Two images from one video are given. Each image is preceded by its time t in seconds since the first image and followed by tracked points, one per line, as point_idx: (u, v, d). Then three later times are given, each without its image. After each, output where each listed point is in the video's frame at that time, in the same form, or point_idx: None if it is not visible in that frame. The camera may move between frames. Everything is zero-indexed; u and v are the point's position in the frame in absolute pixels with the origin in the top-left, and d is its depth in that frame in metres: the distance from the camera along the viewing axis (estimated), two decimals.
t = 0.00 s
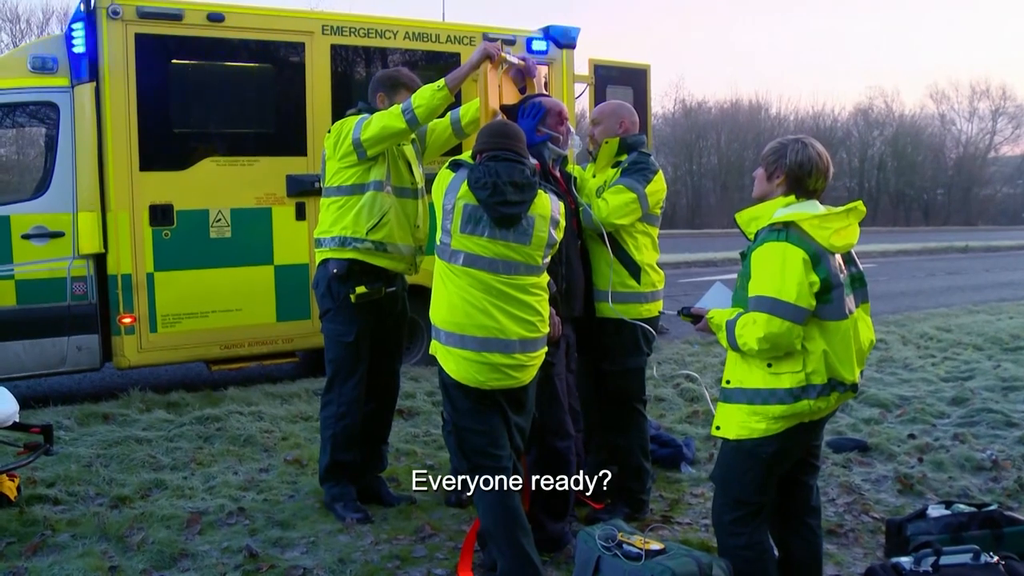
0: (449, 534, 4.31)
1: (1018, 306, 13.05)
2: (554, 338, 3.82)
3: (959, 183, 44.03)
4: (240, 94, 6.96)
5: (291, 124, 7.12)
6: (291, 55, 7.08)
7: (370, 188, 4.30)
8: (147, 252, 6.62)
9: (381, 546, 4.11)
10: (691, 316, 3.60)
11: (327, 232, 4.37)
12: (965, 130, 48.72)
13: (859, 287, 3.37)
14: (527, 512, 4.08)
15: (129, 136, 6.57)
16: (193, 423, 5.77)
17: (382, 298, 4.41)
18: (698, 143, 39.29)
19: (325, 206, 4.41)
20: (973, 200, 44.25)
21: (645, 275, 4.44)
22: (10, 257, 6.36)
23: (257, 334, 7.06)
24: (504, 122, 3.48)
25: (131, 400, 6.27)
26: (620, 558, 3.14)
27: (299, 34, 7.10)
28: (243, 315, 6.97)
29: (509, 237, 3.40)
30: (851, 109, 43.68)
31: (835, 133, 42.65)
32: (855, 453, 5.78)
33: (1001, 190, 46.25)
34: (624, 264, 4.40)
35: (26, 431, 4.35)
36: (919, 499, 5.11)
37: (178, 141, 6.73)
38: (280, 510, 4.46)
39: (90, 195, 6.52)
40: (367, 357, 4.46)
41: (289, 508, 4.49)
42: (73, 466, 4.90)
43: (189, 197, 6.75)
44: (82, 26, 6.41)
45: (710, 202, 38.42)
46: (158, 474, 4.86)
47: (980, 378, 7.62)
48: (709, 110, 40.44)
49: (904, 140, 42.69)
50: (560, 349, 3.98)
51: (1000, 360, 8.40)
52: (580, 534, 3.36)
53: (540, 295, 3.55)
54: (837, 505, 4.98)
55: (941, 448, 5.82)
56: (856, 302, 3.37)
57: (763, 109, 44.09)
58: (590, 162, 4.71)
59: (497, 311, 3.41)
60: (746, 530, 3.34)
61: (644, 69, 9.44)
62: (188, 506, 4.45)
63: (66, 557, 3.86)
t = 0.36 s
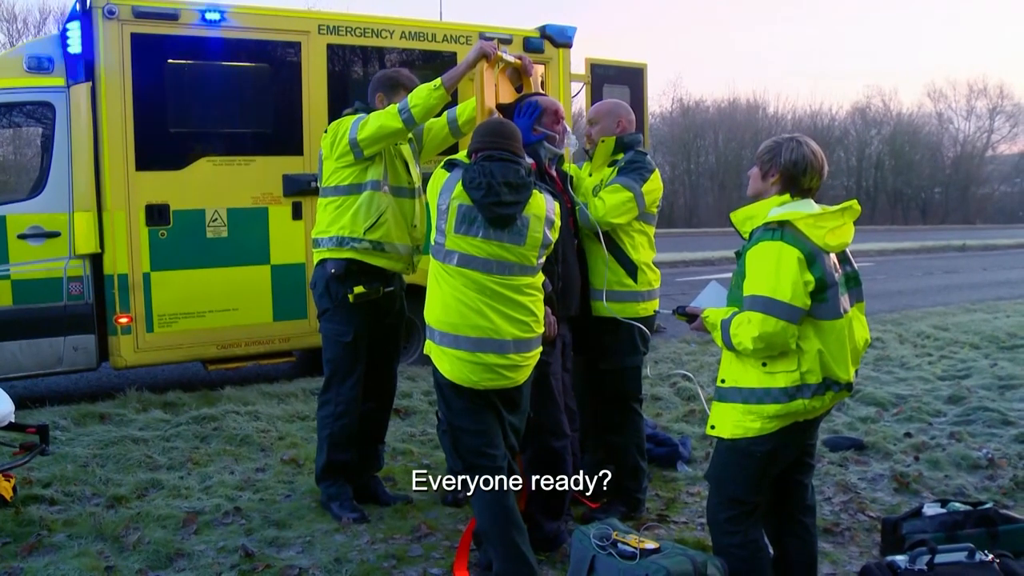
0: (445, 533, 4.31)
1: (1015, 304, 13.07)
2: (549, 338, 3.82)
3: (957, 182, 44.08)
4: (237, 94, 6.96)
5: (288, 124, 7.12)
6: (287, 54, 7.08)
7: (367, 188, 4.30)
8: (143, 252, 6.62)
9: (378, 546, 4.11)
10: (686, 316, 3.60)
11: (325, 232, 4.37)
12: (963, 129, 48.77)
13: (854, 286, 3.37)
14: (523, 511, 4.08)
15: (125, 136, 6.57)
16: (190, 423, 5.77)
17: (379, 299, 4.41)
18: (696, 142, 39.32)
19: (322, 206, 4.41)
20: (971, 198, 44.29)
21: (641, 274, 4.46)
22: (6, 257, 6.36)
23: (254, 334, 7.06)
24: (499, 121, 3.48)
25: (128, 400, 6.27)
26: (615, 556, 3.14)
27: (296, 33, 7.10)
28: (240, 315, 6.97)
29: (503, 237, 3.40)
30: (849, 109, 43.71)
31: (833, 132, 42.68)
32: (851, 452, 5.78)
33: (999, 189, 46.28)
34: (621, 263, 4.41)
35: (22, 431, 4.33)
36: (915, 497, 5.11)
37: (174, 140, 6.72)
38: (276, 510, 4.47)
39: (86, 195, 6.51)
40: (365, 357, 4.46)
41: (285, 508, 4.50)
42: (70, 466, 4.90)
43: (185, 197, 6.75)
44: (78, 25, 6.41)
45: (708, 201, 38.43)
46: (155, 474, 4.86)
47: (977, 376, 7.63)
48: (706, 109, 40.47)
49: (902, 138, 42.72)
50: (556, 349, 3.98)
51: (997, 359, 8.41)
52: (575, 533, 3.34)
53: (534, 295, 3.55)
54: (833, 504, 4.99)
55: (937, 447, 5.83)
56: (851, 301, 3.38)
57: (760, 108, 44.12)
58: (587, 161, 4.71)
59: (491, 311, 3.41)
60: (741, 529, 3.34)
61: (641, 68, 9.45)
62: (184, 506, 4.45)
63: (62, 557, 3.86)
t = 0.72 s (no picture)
0: (450, 530, 4.31)
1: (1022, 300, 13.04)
2: (552, 335, 3.82)
3: (963, 178, 43.96)
4: (241, 92, 6.97)
5: (292, 122, 7.13)
6: (291, 52, 7.09)
7: (371, 185, 4.30)
8: (148, 250, 6.63)
9: (383, 543, 4.12)
10: (691, 312, 3.60)
11: (329, 230, 4.38)
12: (969, 125, 48.63)
13: (860, 282, 3.37)
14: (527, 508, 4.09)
15: (130, 134, 6.58)
16: (195, 420, 5.78)
17: (384, 296, 4.42)
18: (701, 139, 39.26)
19: (326, 204, 4.42)
20: (977, 194, 44.17)
21: (648, 271, 4.45)
22: (12, 256, 6.38)
23: (259, 332, 7.07)
24: (502, 116, 3.48)
25: (134, 398, 6.29)
26: (619, 553, 3.13)
27: (299, 31, 7.10)
28: (245, 313, 6.98)
29: (506, 235, 3.41)
30: (854, 105, 43.61)
31: (838, 128, 42.58)
32: (857, 448, 5.78)
33: (1005, 185, 46.13)
34: (627, 259, 4.41)
35: (28, 430, 4.35)
36: (920, 494, 5.11)
37: (179, 139, 6.74)
38: (282, 507, 4.48)
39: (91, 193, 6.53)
40: (369, 355, 4.47)
41: (290, 505, 4.51)
42: (76, 464, 4.91)
43: (189, 196, 6.76)
44: (83, 24, 6.43)
45: (713, 198, 38.38)
46: (160, 472, 4.87)
47: (983, 372, 7.62)
48: (711, 106, 40.41)
49: (907, 134, 42.62)
50: (560, 346, 4.00)
51: (1002, 355, 8.40)
52: (579, 529, 3.34)
53: (537, 292, 3.55)
54: (838, 500, 4.99)
55: (943, 443, 5.82)
56: (856, 297, 3.37)
57: (765, 104, 44.04)
58: (592, 158, 4.69)
59: (494, 308, 3.42)
60: (746, 525, 3.34)
61: (645, 65, 9.44)
62: (190, 503, 4.46)
63: (69, 554, 3.87)
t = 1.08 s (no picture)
0: (453, 527, 4.32)
1: None
2: (557, 332, 3.82)
3: (967, 174, 43.86)
4: (245, 90, 6.97)
5: (296, 119, 7.13)
6: (295, 49, 7.09)
7: (374, 182, 4.30)
8: (152, 248, 6.64)
9: (387, 539, 4.12)
10: (696, 309, 3.60)
11: (333, 227, 4.38)
12: (974, 121, 48.51)
13: (865, 278, 3.36)
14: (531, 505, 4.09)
15: (134, 131, 6.58)
16: (199, 417, 5.79)
17: (387, 293, 4.42)
18: (704, 136, 39.22)
19: (329, 201, 4.42)
20: (981, 191, 44.08)
21: (658, 266, 4.45)
22: (16, 253, 6.39)
23: (263, 329, 7.08)
24: (506, 113, 3.48)
25: (138, 395, 6.30)
26: (623, 549, 3.12)
27: (303, 28, 7.10)
28: (249, 311, 6.99)
29: (511, 232, 3.41)
30: (859, 101, 43.52)
31: (842, 125, 42.50)
32: (860, 445, 5.77)
33: (1010, 181, 46.01)
34: (636, 256, 4.40)
35: (33, 427, 4.36)
36: (924, 490, 5.11)
37: (182, 136, 6.74)
38: (286, 504, 4.48)
39: (95, 191, 6.54)
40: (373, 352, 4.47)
41: (294, 502, 4.51)
42: (81, 460, 4.93)
43: (193, 193, 6.77)
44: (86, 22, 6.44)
45: (717, 194, 38.33)
46: (165, 468, 4.88)
47: (987, 369, 7.61)
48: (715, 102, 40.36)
49: (911, 131, 42.56)
50: (565, 343, 3.99)
51: (1007, 351, 8.38)
52: (582, 526, 3.34)
53: (542, 289, 3.55)
54: (841, 497, 4.99)
55: (946, 440, 5.82)
56: (862, 292, 3.37)
57: (769, 101, 43.98)
58: (595, 156, 4.69)
59: (498, 306, 3.42)
60: (751, 521, 3.33)
61: (649, 61, 9.43)
62: (194, 500, 4.47)
63: (73, 551, 3.89)
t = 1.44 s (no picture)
0: (453, 524, 4.32)
1: None
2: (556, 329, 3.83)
3: (966, 171, 43.86)
4: (243, 87, 6.96)
5: (295, 116, 7.12)
6: (293, 46, 7.08)
7: (372, 180, 4.30)
8: (151, 245, 6.64)
9: (386, 537, 4.12)
10: (696, 308, 3.60)
11: (330, 225, 4.38)
12: (972, 117, 48.51)
13: (864, 273, 3.36)
14: (530, 502, 4.09)
15: (132, 129, 6.57)
16: (198, 415, 5.78)
17: (385, 290, 4.42)
18: (703, 133, 39.22)
19: (327, 198, 4.42)
20: (980, 187, 44.10)
21: (661, 262, 4.45)
22: (15, 251, 6.39)
23: (261, 326, 7.07)
24: (503, 109, 3.48)
25: (137, 393, 6.29)
26: (621, 547, 3.12)
27: (301, 26, 7.09)
28: (248, 308, 6.99)
29: (510, 229, 3.40)
30: (857, 98, 43.51)
31: (841, 122, 42.50)
32: (859, 442, 5.78)
33: (1009, 178, 46.00)
34: (640, 253, 4.40)
35: (31, 425, 4.36)
36: (923, 487, 5.11)
37: (181, 134, 6.73)
38: (285, 501, 4.49)
39: (93, 188, 6.53)
40: (371, 349, 4.47)
41: (293, 499, 4.51)
42: (79, 459, 4.92)
43: (191, 190, 6.76)
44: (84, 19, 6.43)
45: (716, 191, 38.33)
46: (163, 466, 4.88)
47: (986, 366, 7.61)
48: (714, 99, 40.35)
49: (910, 127, 42.57)
50: (563, 339, 3.99)
51: (1005, 348, 8.39)
52: (581, 524, 3.34)
53: (540, 286, 3.55)
54: (840, 493, 4.99)
55: (945, 437, 5.82)
56: (861, 288, 3.37)
57: (768, 97, 43.98)
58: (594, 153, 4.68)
59: (496, 303, 3.41)
60: (752, 518, 3.33)
61: (648, 58, 9.42)
62: (193, 498, 4.47)
63: (72, 549, 3.88)
